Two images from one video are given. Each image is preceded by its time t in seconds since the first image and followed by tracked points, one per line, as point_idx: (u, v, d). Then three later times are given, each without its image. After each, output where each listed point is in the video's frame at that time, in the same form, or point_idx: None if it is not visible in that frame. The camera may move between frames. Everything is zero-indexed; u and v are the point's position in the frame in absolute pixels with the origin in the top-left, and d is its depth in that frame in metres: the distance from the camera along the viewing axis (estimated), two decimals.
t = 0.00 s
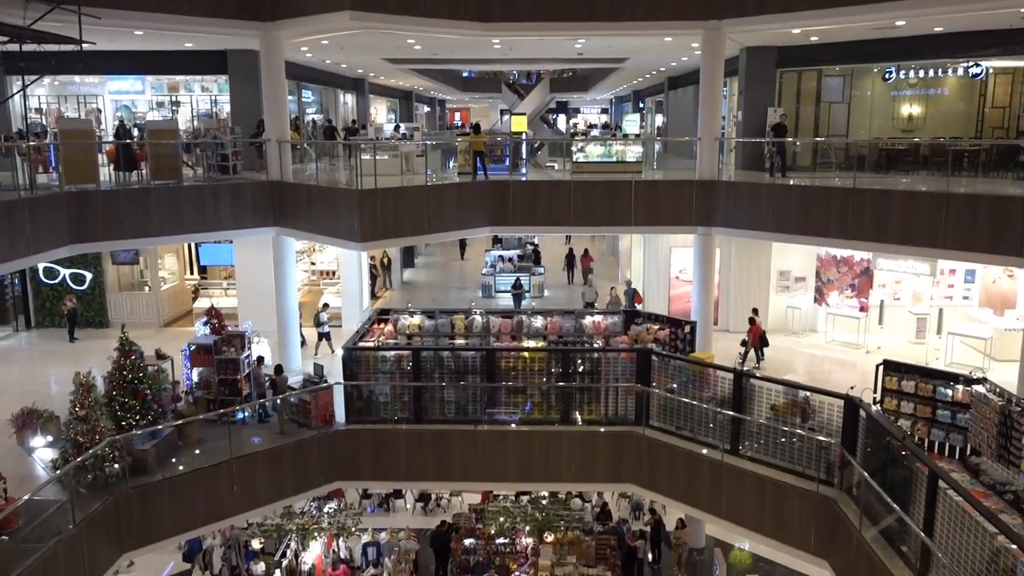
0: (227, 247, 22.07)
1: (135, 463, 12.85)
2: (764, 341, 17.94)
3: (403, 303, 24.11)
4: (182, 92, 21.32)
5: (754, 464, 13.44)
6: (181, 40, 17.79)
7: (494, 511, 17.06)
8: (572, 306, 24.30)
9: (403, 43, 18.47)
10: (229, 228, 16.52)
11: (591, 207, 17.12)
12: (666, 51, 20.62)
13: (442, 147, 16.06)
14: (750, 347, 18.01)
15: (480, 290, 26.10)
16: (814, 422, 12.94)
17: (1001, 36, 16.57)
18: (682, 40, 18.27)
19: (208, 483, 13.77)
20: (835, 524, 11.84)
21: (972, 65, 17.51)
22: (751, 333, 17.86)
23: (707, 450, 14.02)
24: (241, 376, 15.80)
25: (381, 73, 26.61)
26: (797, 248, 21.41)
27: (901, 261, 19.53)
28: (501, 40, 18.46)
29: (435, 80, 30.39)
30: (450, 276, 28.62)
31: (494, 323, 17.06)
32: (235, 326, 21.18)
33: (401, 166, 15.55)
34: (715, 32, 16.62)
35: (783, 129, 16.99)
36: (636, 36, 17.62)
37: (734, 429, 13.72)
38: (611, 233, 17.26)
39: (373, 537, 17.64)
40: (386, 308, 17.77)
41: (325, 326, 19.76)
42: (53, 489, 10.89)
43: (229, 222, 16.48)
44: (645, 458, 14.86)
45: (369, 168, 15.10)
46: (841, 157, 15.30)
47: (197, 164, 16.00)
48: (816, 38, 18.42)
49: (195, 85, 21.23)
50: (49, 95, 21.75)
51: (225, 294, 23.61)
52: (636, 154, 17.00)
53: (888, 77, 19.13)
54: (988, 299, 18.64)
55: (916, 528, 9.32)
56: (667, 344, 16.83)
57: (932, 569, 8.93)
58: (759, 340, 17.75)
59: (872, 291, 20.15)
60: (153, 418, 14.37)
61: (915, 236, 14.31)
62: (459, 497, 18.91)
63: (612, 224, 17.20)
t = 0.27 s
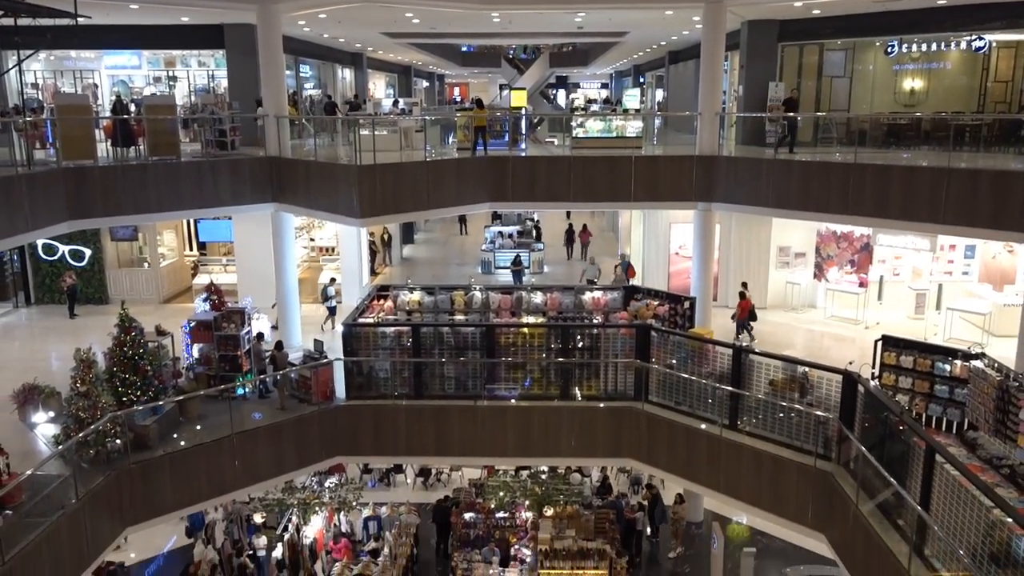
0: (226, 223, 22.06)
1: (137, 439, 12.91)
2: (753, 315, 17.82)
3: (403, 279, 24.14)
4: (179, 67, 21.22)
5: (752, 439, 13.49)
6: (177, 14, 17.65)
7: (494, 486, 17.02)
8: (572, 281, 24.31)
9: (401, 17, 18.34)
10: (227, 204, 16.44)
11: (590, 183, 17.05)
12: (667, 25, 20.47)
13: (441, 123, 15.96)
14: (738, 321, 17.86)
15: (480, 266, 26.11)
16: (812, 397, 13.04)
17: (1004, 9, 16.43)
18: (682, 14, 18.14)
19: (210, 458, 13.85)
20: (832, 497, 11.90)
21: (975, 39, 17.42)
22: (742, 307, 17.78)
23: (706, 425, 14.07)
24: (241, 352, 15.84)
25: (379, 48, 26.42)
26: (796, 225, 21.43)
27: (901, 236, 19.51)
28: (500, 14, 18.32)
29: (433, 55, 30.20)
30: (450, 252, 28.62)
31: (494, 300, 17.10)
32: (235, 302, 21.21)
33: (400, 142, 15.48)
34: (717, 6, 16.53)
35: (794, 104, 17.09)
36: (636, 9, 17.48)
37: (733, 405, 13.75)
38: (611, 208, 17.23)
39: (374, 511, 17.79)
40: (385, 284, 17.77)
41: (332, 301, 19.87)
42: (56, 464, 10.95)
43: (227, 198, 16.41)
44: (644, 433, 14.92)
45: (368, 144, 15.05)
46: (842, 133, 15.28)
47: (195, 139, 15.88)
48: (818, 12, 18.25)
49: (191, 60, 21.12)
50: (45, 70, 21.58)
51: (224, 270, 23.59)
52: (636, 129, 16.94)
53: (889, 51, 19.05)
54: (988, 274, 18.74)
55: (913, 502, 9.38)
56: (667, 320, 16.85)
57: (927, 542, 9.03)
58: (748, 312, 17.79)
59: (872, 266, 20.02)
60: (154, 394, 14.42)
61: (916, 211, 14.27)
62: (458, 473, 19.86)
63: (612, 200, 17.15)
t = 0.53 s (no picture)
0: (224, 194, 21.97)
1: (138, 409, 12.99)
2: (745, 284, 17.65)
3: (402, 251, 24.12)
4: (175, 36, 20.96)
5: (750, 410, 13.59)
6: None
7: (494, 455, 17.31)
8: (571, 253, 24.29)
9: None
10: (225, 174, 16.42)
11: (590, 153, 16.96)
12: None
13: (440, 93, 15.87)
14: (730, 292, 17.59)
15: (479, 238, 26.06)
16: (810, 368, 13.06)
17: None
18: None
19: (211, 428, 13.92)
20: (828, 466, 11.98)
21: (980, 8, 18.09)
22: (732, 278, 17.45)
23: (704, 396, 14.15)
24: (241, 322, 15.85)
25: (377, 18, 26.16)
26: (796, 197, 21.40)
27: (901, 208, 19.63)
28: None
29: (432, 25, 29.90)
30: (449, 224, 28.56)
31: (493, 271, 17.12)
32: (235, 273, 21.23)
33: (399, 112, 15.40)
34: None
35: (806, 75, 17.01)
36: None
37: (731, 375, 13.81)
38: (610, 179, 17.16)
39: (374, 480, 17.88)
40: (385, 256, 17.77)
41: (337, 271, 19.76)
42: (58, 433, 11.00)
43: (224, 167, 16.35)
44: (642, 404, 15.00)
45: (367, 114, 14.96)
46: (843, 103, 15.18)
47: (192, 109, 15.81)
48: None
49: (188, 28, 20.89)
50: (40, 39, 21.28)
51: (223, 242, 23.58)
52: (636, 100, 16.77)
53: (892, 21, 19.28)
54: (987, 248, 18.75)
55: (909, 472, 9.52)
56: (666, 292, 16.83)
57: (922, 511, 9.20)
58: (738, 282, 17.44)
59: (871, 239, 20.22)
60: (154, 364, 14.45)
61: (916, 183, 14.22)
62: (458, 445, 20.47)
63: (612, 171, 17.08)
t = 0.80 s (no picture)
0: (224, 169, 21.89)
1: (141, 383, 13.05)
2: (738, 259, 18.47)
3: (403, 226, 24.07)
4: (174, 8, 21.40)
5: (750, 385, 13.64)
6: None
7: (495, 430, 17.30)
8: (573, 229, 24.25)
9: None
10: (224, 147, 16.35)
11: (592, 128, 16.86)
12: None
13: (441, 67, 15.76)
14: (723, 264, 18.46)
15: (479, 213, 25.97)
16: (811, 343, 13.00)
17: None
18: None
19: (213, 401, 13.98)
20: (827, 442, 12.02)
21: None
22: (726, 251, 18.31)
23: (704, 371, 14.21)
24: (242, 297, 15.84)
25: None
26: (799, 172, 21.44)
27: (904, 184, 19.42)
28: None
29: None
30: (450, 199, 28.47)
31: (495, 247, 17.13)
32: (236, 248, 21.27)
33: (400, 86, 15.31)
34: None
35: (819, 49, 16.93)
36: None
37: (732, 351, 13.86)
38: (612, 154, 17.08)
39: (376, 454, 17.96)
40: (386, 231, 17.77)
41: (343, 245, 19.66)
42: (61, 407, 11.04)
43: (224, 141, 16.29)
44: (643, 379, 15.05)
45: (367, 88, 14.89)
46: (848, 78, 15.06)
47: (191, 82, 15.71)
48: None
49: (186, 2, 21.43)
50: (37, 11, 20.99)
51: (224, 216, 23.54)
52: (638, 74, 16.64)
53: None
54: (990, 223, 18.80)
55: (908, 447, 9.54)
56: (668, 267, 16.77)
57: (920, 486, 9.26)
58: (732, 257, 18.29)
59: (874, 215, 20.01)
60: (156, 338, 14.49)
61: (920, 159, 14.14)
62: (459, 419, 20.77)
63: (613, 146, 16.99)
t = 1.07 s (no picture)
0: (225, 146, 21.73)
1: (144, 358, 13.13)
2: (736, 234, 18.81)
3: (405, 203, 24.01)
4: None
5: (752, 363, 13.67)
6: None
7: (498, 407, 17.32)
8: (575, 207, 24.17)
9: None
10: (226, 124, 16.19)
11: (595, 104, 16.73)
12: None
13: (443, 42, 15.65)
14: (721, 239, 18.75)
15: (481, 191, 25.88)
16: (812, 321, 13.10)
17: None
18: None
19: (216, 377, 14.04)
20: (828, 419, 12.07)
21: None
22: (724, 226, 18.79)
23: (706, 349, 14.23)
24: (244, 274, 15.90)
25: None
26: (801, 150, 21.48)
27: (908, 161, 19.61)
28: None
29: None
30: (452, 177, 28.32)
31: (497, 224, 17.10)
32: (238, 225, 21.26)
33: (401, 61, 15.19)
34: None
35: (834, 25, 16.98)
36: None
37: (733, 329, 13.87)
38: (616, 131, 16.93)
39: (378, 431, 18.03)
40: (387, 209, 17.74)
41: (349, 222, 19.57)
42: (65, 382, 11.11)
43: (226, 118, 16.13)
44: (645, 357, 15.07)
45: (369, 64, 14.84)
46: (853, 54, 14.91)
47: (192, 57, 15.60)
48: None
49: None
50: None
51: (226, 194, 23.45)
52: (642, 50, 16.58)
53: None
54: (994, 202, 18.84)
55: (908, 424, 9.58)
56: (670, 245, 16.74)
57: (920, 463, 9.30)
58: (732, 230, 18.69)
59: (877, 193, 20.16)
60: (159, 314, 14.58)
61: (926, 136, 14.05)
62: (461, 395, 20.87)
63: (616, 122, 16.87)
